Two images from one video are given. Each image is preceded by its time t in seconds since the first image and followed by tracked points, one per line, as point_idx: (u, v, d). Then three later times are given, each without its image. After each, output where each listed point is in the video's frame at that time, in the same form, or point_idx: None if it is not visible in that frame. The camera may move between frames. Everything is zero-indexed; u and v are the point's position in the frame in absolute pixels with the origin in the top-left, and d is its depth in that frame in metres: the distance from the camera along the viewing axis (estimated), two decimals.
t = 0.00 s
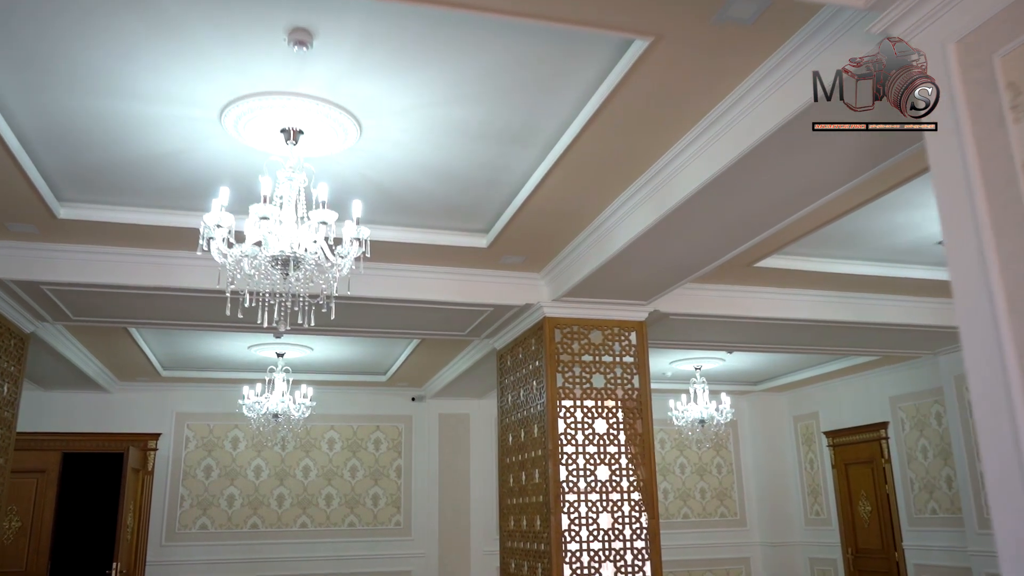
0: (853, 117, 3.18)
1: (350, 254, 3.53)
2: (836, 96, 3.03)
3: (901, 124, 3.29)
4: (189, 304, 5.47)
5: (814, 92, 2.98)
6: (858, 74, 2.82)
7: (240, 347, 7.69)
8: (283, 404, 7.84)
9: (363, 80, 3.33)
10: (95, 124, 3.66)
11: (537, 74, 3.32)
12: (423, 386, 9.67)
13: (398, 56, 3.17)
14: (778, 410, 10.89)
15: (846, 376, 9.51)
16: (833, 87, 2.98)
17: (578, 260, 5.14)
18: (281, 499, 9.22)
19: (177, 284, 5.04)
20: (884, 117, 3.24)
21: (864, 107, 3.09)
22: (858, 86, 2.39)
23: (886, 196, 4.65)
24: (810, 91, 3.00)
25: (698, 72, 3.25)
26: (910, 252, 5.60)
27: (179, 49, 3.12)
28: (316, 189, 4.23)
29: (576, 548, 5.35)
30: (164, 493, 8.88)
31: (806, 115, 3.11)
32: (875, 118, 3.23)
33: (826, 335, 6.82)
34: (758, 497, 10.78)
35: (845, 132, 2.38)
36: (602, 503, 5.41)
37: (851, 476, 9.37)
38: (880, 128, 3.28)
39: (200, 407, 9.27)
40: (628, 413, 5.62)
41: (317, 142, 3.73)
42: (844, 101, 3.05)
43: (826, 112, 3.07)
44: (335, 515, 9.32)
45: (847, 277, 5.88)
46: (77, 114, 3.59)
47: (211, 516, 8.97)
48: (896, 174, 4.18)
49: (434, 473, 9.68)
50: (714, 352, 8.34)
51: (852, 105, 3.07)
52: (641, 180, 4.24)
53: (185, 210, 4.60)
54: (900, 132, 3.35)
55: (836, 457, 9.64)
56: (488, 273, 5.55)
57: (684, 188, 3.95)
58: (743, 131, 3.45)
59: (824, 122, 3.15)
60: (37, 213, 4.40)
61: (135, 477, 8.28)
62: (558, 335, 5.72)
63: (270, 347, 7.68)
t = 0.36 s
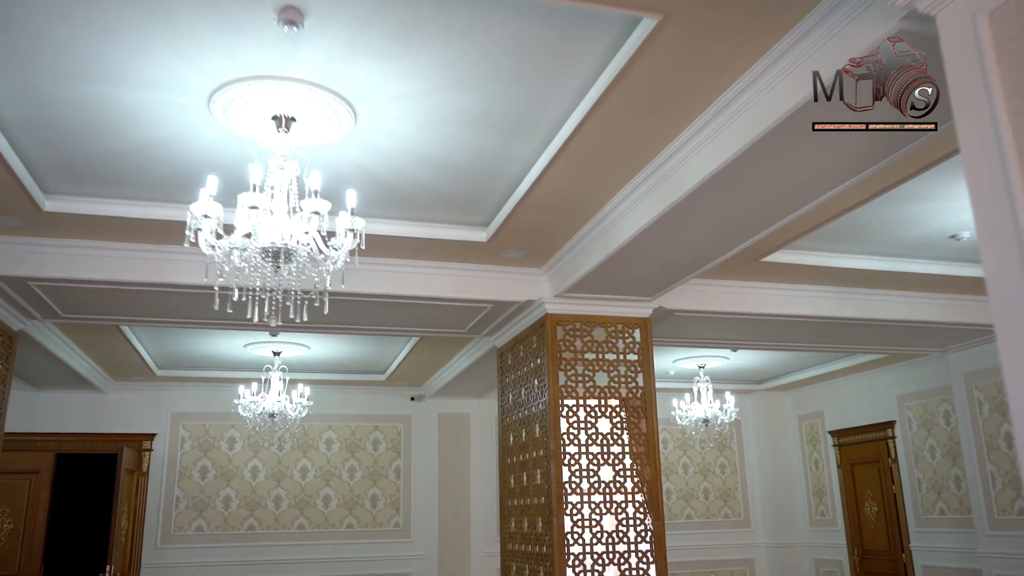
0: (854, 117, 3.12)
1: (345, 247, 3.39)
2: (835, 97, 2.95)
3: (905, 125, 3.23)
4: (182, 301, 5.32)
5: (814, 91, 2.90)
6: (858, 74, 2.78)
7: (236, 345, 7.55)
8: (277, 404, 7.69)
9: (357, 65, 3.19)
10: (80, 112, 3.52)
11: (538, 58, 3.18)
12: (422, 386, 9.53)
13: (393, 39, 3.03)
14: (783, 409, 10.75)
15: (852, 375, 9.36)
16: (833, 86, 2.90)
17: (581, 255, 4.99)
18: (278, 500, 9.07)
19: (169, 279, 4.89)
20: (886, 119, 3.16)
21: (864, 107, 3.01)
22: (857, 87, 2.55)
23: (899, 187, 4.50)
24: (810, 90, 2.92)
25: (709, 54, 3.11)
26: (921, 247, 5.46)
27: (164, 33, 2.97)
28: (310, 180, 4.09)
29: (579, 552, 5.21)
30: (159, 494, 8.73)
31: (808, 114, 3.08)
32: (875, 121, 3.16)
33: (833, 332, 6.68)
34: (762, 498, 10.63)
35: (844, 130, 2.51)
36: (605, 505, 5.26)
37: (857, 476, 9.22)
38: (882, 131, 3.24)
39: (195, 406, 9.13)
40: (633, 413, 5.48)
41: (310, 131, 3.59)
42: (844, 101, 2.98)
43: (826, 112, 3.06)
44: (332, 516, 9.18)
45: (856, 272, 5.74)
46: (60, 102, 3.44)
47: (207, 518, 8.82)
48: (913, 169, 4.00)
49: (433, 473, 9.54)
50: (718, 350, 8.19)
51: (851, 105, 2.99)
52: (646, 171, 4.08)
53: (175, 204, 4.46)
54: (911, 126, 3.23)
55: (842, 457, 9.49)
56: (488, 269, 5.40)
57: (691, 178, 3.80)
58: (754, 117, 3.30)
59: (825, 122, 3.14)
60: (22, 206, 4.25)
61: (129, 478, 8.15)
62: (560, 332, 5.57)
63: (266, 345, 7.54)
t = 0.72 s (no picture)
0: (853, 117, 3.16)
1: (333, 235, 3.24)
2: (835, 97, 2.97)
3: (904, 125, 3.32)
4: (171, 296, 5.18)
5: (814, 92, 2.90)
6: (860, 75, 2.78)
7: (229, 343, 7.41)
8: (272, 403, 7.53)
9: (345, 46, 3.05)
10: (58, 99, 3.38)
11: (534, 37, 3.04)
12: (420, 384, 9.39)
13: (383, 16, 2.89)
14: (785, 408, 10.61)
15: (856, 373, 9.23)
16: (834, 86, 2.92)
17: (580, 248, 4.84)
18: (273, 501, 8.92)
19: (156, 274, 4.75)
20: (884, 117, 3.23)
21: (864, 106, 3.05)
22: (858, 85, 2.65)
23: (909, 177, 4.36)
24: (811, 90, 2.92)
25: (715, 33, 2.96)
26: (929, 240, 5.33)
27: (142, 10, 2.83)
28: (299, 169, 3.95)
29: (578, 553, 5.07)
30: (152, 494, 8.58)
31: (807, 116, 3.10)
32: (874, 121, 3.22)
33: (837, 329, 6.54)
34: (765, 499, 10.49)
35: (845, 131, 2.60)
36: (605, 505, 5.12)
37: (861, 476, 9.07)
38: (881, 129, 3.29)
39: (189, 406, 8.98)
40: (634, 410, 5.33)
41: (297, 117, 3.46)
42: (844, 100, 3.00)
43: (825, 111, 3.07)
44: (328, 517, 9.03)
45: (863, 266, 5.59)
46: (37, 87, 3.29)
47: (201, 518, 8.68)
48: (923, 157, 3.85)
49: (431, 473, 9.40)
50: (720, 348, 8.05)
51: (851, 105, 3.02)
52: (648, 158, 3.93)
53: (162, 195, 4.32)
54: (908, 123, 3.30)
55: (845, 456, 9.34)
56: (485, 263, 5.26)
57: (694, 164, 3.64)
58: (761, 99, 3.15)
59: (825, 122, 3.16)
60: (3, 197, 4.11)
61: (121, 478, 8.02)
62: (558, 328, 5.43)
63: (260, 342, 7.40)
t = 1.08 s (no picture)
0: (853, 116, 3.13)
1: (317, 222, 3.10)
2: (835, 98, 2.97)
3: (904, 124, 3.31)
4: (156, 290, 5.04)
5: (814, 92, 2.89)
6: (859, 74, 2.76)
7: (222, 340, 7.27)
8: (265, 401, 7.39)
9: (330, 25, 2.92)
10: (30, 83, 3.22)
11: (527, 15, 2.90)
12: (417, 383, 9.23)
13: None
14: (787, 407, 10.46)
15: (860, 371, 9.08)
16: (834, 86, 2.91)
17: (578, 239, 4.70)
18: (267, 501, 8.79)
19: (141, 267, 4.61)
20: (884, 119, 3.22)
21: (864, 107, 3.04)
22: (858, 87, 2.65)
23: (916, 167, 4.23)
24: (811, 90, 2.91)
25: (717, 11, 2.83)
26: (937, 234, 5.19)
27: None
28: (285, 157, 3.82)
29: (575, 555, 4.93)
30: (144, 495, 8.45)
31: (808, 116, 3.10)
32: (875, 121, 3.20)
33: (841, 326, 6.40)
34: (766, 499, 10.36)
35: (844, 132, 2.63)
36: (604, 505, 4.98)
37: (865, 477, 8.92)
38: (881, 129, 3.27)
39: (182, 404, 8.84)
40: (633, 408, 5.20)
41: (280, 100, 3.31)
42: (843, 101, 2.99)
43: (825, 112, 3.06)
44: (323, 517, 8.89)
45: (869, 261, 5.45)
46: (8, 72, 3.14)
47: (194, 519, 8.54)
48: (930, 149, 3.72)
49: (427, 473, 9.25)
50: (721, 346, 7.91)
51: (851, 105, 3.01)
52: (646, 145, 3.78)
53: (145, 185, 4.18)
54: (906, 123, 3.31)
55: (848, 456, 9.19)
56: (480, 256, 5.13)
57: (694, 151, 3.49)
58: (764, 80, 3.00)
59: (825, 123, 3.15)
60: None
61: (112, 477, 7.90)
62: (555, 324, 5.30)
63: (253, 340, 7.26)
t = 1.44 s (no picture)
0: (853, 117, 3.12)
1: (299, 209, 2.97)
2: (835, 97, 2.96)
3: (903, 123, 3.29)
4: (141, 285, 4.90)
5: (814, 91, 2.89)
6: (859, 75, 2.75)
7: (213, 337, 7.14)
8: (258, 399, 7.25)
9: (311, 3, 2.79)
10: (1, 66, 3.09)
11: None
12: (413, 381, 9.10)
13: None
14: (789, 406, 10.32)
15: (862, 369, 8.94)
16: (834, 87, 2.90)
17: (574, 230, 4.55)
18: (261, 501, 8.65)
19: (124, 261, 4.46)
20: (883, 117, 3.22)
21: (864, 107, 3.03)
22: (857, 86, 2.64)
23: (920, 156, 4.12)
24: (811, 90, 2.91)
25: None
26: (943, 227, 5.08)
27: None
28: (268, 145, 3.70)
29: (571, 556, 4.80)
30: (136, 495, 8.31)
31: (809, 116, 3.08)
32: (875, 121, 3.17)
33: (843, 322, 6.28)
34: (767, 499, 10.23)
35: (845, 131, 2.64)
36: (601, 505, 4.85)
37: (867, 476, 8.79)
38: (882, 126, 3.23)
39: (174, 403, 8.71)
40: (631, 405, 5.07)
41: (260, 83, 3.18)
42: (843, 101, 2.98)
43: (826, 112, 3.06)
44: (318, 518, 8.76)
45: (873, 254, 5.32)
46: None
47: (186, 519, 8.41)
48: (933, 138, 3.60)
49: (423, 473, 9.12)
50: (722, 342, 7.77)
51: (851, 105, 3.00)
52: (645, 129, 3.63)
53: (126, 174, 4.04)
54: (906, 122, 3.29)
55: (851, 455, 9.06)
56: (473, 250, 5.00)
57: (694, 134, 3.34)
58: (767, 57, 2.85)
59: (825, 123, 3.14)
60: None
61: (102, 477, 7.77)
62: (551, 319, 5.17)
63: (245, 337, 7.14)
